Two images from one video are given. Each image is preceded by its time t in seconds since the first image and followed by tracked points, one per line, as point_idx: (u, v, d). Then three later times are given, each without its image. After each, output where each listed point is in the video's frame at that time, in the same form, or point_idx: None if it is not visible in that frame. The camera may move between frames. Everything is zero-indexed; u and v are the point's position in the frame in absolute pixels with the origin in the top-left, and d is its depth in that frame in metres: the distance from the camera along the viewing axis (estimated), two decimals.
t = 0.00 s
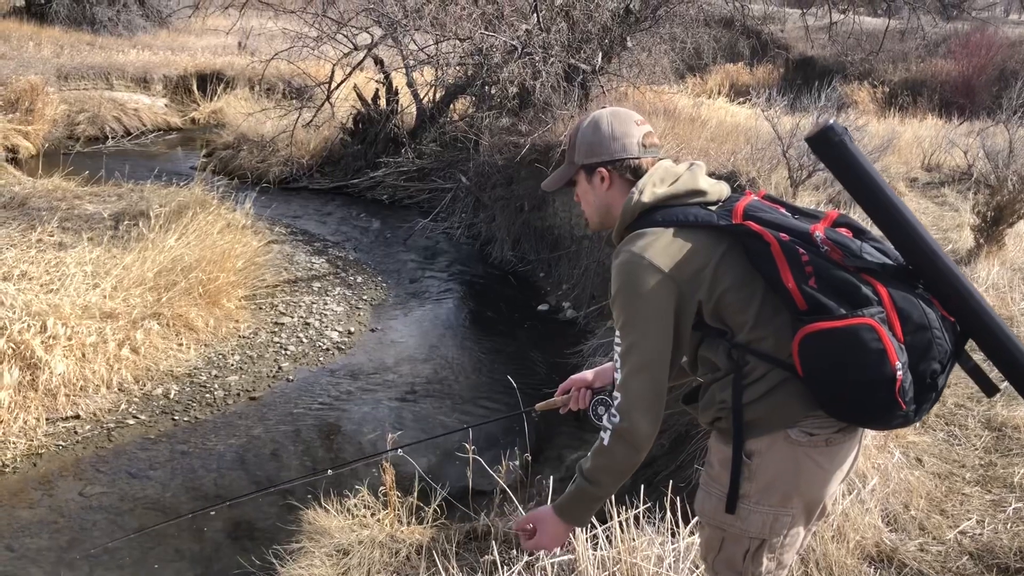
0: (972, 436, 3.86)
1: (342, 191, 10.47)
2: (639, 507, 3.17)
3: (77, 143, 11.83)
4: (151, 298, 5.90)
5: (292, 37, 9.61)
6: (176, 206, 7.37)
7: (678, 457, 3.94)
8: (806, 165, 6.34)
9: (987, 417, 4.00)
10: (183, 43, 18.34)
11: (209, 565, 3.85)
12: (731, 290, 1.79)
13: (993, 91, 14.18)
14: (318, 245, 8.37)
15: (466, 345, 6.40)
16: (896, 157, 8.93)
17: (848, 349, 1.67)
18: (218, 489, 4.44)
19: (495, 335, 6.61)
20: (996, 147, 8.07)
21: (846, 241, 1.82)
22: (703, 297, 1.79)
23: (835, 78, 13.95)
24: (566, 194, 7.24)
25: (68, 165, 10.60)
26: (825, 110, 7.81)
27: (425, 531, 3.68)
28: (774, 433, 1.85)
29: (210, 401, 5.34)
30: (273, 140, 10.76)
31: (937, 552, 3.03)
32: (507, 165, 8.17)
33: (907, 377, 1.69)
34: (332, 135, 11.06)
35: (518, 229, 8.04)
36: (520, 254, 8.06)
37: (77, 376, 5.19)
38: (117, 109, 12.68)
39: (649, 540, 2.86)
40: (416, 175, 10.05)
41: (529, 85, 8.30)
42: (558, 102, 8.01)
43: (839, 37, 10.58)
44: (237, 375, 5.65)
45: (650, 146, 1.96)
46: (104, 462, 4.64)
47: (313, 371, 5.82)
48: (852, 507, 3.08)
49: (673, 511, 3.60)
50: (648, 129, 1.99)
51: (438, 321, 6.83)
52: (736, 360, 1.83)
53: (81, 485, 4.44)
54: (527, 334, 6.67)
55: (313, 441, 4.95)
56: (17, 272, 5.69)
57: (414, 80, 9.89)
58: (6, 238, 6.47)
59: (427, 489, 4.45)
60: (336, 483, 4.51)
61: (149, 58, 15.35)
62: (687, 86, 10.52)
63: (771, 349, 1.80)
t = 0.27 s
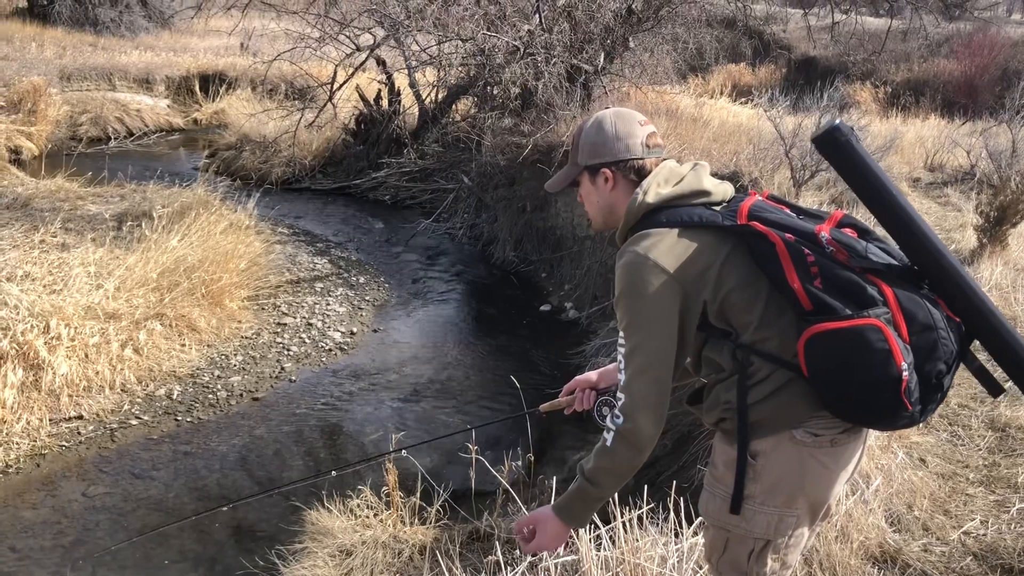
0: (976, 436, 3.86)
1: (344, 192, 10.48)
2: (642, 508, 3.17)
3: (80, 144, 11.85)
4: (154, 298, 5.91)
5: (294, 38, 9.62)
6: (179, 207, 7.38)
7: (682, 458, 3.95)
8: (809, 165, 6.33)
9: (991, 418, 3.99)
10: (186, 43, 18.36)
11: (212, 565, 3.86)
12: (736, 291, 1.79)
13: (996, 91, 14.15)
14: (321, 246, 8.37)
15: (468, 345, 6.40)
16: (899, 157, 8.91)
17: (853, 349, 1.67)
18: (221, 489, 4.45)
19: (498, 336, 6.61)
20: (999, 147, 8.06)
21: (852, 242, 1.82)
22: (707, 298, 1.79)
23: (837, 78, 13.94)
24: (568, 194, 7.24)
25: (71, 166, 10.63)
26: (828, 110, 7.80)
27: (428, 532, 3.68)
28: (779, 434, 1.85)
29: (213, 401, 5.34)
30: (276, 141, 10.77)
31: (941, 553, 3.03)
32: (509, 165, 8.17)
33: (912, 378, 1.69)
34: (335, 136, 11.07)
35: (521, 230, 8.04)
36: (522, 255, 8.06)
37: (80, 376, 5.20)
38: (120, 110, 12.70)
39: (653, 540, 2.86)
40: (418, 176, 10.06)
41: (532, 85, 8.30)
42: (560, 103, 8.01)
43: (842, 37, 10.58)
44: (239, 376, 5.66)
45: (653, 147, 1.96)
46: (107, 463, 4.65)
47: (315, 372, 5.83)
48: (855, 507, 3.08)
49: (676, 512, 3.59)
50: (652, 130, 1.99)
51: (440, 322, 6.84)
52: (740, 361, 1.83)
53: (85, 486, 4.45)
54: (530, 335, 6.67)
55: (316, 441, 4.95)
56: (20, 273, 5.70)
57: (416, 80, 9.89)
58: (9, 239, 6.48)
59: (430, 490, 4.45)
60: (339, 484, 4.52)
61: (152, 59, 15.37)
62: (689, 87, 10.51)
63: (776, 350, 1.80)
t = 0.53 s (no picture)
0: (978, 436, 3.85)
1: (346, 191, 10.48)
2: (644, 509, 3.16)
3: (81, 144, 11.86)
4: (155, 298, 5.91)
5: (296, 38, 9.61)
6: (180, 207, 7.39)
7: (683, 457, 3.95)
8: (811, 164, 6.32)
9: (994, 418, 3.98)
10: (187, 43, 18.36)
11: (214, 565, 3.86)
12: (734, 291, 1.79)
13: (998, 90, 14.13)
14: (322, 245, 8.37)
15: (470, 345, 6.40)
16: (901, 156, 8.90)
17: (851, 349, 1.66)
18: (223, 488, 4.45)
19: (499, 336, 6.61)
20: (1002, 146, 8.04)
21: (851, 241, 1.81)
22: (706, 299, 1.79)
23: (839, 77, 13.91)
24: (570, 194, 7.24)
25: (72, 166, 10.63)
26: (830, 110, 7.79)
27: (429, 532, 3.68)
28: (778, 434, 1.85)
29: (214, 401, 5.34)
30: (277, 140, 10.77)
31: (943, 553, 3.03)
32: (511, 165, 8.17)
33: (910, 378, 1.68)
34: (336, 136, 11.07)
35: (522, 229, 8.04)
36: (523, 254, 8.06)
37: (81, 376, 5.21)
38: (121, 109, 12.70)
39: (654, 540, 2.85)
40: (420, 175, 10.05)
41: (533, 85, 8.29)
42: (562, 102, 8.01)
43: (844, 36, 10.57)
44: (241, 375, 5.66)
45: (654, 147, 1.96)
46: (109, 462, 4.65)
47: (317, 371, 5.83)
48: (858, 507, 3.08)
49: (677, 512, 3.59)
50: (653, 130, 1.98)
51: (442, 321, 6.83)
52: (739, 361, 1.83)
53: (86, 485, 4.45)
54: (531, 334, 6.66)
55: (318, 440, 4.95)
56: (22, 272, 5.70)
57: (417, 80, 9.88)
58: (11, 239, 6.48)
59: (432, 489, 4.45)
60: (341, 483, 4.51)
61: (154, 58, 15.37)
62: (691, 86, 10.50)
63: (775, 350, 1.79)
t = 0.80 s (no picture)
0: (978, 435, 3.85)
1: (346, 191, 10.49)
2: (644, 508, 3.16)
3: (82, 143, 11.86)
4: (156, 297, 5.92)
5: (296, 37, 9.61)
6: (181, 206, 7.39)
7: (684, 456, 3.94)
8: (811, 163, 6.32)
9: (994, 417, 3.98)
10: (187, 42, 18.36)
11: (214, 564, 3.86)
12: (728, 289, 1.79)
13: (999, 89, 14.13)
14: (323, 244, 8.37)
15: (470, 344, 6.40)
16: (902, 155, 8.90)
17: (838, 349, 1.67)
18: (223, 488, 4.45)
19: (500, 335, 6.61)
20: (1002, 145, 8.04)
21: (848, 241, 1.80)
22: (699, 296, 1.79)
23: (840, 76, 13.90)
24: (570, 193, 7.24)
25: (73, 165, 10.64)
26: (830, 109, 7.79)
27: (430, 531, 3.68)
28: (769, 433, 1.86)
29: (215, 400, 5.35)
30: (278, 140, 10.77)
31: (943, 552, 3.03)
32: (511, 164, 8.17)
33: (898, 380, 1.68)
34: (336, 135, 11.07)
35: (522, 228, 8.04)
36: (524, 253, 8.06)
37: (82, 375, 5.21)
38: (122, 108, 12.71)
39: (655, 540, 2.86)
40: (420, 174, 10.06)
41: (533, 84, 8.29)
42: (562, 101, 8.00)
43: (844, 35, 10.57)
44: (241, 374, 5.67)
45: (662, 144, 1.97)
46: (110, 462, 4.65)
47: (317, 371, 5.83)
48: (858, 507, 3.08)
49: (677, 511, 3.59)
50: (660, 126, 1.99)
51: (442, 320, 6.83)
52: (732, 360, 1.84)
53: (87, 484, 4.45)
54: (532, 333, 6.66)
55: (319, 440, 4.95)
56: (23, 271, 5.70)
57: (418, 79, 9.88)
58: (11, 238, 6.48)
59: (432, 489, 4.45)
60: (341, 482, 4.52)
61: (154, 57, 15.38)
62: (691, 85, 10.50)
63: (768, 349, 1.80)
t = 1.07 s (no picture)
0: (977, 433, 3.86)
1: (345, 190, 10.49)
2: (642, 506, 3.16)
3: (81, 142, 11.84)
4: (155, 296, 5.92)
5: (294, 36, 9.59)
6: (180, 205, 7.39)
7: (683, 456, 3.91)
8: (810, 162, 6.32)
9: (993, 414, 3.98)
10: (186, 41, 18.33)
11: (214, 563, 3.86)
12: (709, 282, 1.82)
13: (998, 87, 14.14)
14: (321, 243, 8.37)
15: (469, 342, 6.40)
16: (901, 153, 8.90)
17: (795, 348, 1.69)
18: (223, 487, 4.45)
19: (498, 334, 6.61)
20: (1001, 143, 8.04)
21: (827, 241, 1.79)
22: (683, 286, 1.82)
23: (838, 74, 13.89)
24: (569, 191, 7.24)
25: (71, 164, 10.62)
26: (829, 107, 7.79)
27: (428, 530, 3.68)
28: (740, 430, 1.89)
29: (214, 399, 5.35)
30: (276, 138, 10.76)
31: (942, 550, 3.03)
32: (510, 163, 8.17)
33: (853, 386, 1.68)
34: (335, 133, 11.06)
35: (521, 227, 8.04)
36: (523, 252, 8.06)
37: (81, 374, 5.21)
38: (121, 107, 12.69)
39: (654, 538, 2.85)
40: (419, 173, 10.05)
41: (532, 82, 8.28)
42: (561, 100, 8.00)
43: (843, 33, 10.56)
44: (241, 373, 5.66)
45: (681, 137, 2.02)
46: (109, 461, 4.65)
47: (316, 369, 5.83)
48: (857, 505, 3.08)
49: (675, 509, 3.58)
50: (680, 121, 2.04)
51: (441, 319, 6.83)
52: (710, 353, 1.89)
53: (86, 484, 4.45)
54: (531, 332, 6.66)
55: (318, 438, 4.95)
56: (21, 271, 5.69)
57: (416, 77, 9.87)
58: (10, 238, 6.47)
59: (431, 487, 4.44)
60: (340, 481, 4.52)
61: (153, 56, 15.35)
62: (690, 83, 10.49)
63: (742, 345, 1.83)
